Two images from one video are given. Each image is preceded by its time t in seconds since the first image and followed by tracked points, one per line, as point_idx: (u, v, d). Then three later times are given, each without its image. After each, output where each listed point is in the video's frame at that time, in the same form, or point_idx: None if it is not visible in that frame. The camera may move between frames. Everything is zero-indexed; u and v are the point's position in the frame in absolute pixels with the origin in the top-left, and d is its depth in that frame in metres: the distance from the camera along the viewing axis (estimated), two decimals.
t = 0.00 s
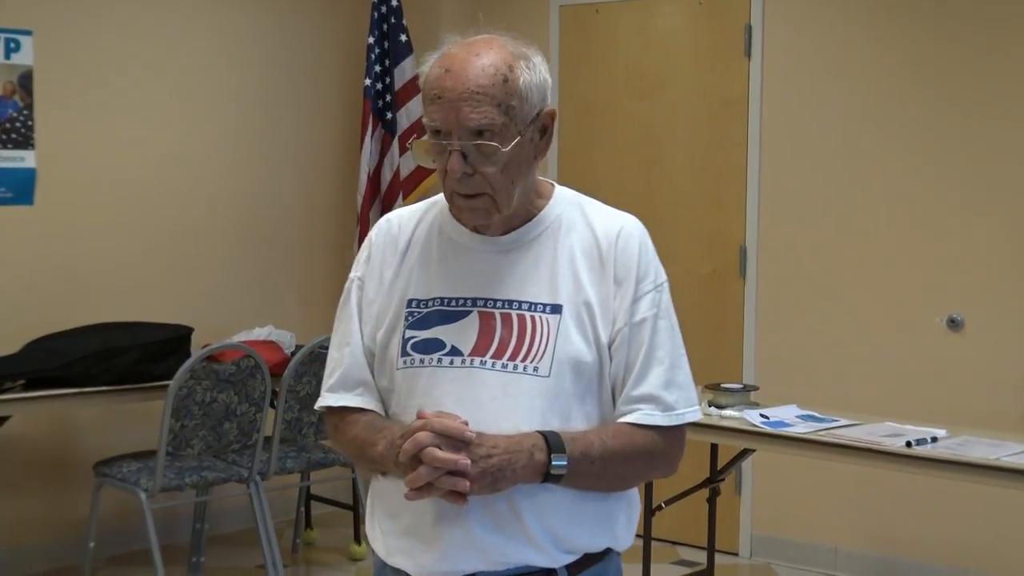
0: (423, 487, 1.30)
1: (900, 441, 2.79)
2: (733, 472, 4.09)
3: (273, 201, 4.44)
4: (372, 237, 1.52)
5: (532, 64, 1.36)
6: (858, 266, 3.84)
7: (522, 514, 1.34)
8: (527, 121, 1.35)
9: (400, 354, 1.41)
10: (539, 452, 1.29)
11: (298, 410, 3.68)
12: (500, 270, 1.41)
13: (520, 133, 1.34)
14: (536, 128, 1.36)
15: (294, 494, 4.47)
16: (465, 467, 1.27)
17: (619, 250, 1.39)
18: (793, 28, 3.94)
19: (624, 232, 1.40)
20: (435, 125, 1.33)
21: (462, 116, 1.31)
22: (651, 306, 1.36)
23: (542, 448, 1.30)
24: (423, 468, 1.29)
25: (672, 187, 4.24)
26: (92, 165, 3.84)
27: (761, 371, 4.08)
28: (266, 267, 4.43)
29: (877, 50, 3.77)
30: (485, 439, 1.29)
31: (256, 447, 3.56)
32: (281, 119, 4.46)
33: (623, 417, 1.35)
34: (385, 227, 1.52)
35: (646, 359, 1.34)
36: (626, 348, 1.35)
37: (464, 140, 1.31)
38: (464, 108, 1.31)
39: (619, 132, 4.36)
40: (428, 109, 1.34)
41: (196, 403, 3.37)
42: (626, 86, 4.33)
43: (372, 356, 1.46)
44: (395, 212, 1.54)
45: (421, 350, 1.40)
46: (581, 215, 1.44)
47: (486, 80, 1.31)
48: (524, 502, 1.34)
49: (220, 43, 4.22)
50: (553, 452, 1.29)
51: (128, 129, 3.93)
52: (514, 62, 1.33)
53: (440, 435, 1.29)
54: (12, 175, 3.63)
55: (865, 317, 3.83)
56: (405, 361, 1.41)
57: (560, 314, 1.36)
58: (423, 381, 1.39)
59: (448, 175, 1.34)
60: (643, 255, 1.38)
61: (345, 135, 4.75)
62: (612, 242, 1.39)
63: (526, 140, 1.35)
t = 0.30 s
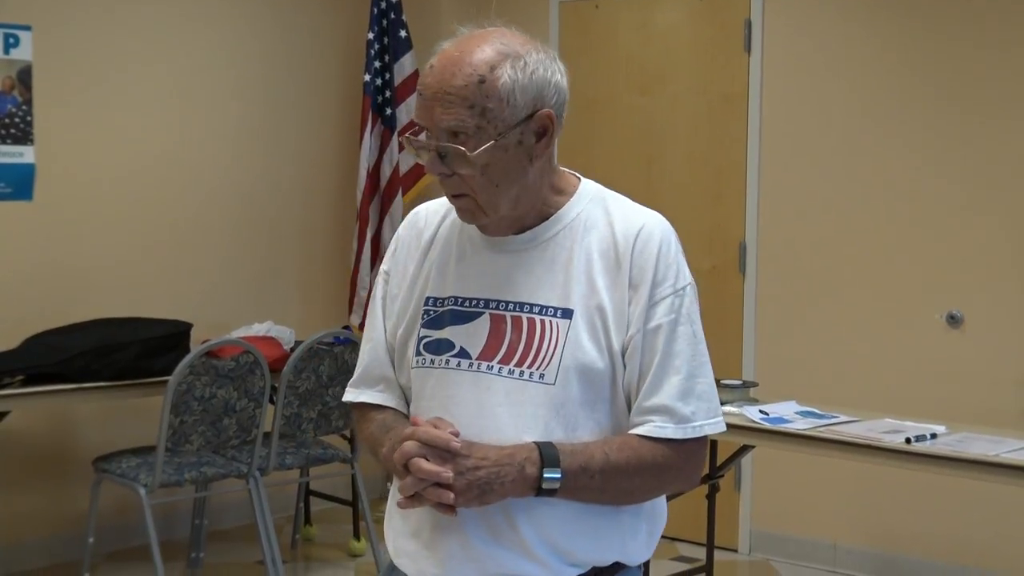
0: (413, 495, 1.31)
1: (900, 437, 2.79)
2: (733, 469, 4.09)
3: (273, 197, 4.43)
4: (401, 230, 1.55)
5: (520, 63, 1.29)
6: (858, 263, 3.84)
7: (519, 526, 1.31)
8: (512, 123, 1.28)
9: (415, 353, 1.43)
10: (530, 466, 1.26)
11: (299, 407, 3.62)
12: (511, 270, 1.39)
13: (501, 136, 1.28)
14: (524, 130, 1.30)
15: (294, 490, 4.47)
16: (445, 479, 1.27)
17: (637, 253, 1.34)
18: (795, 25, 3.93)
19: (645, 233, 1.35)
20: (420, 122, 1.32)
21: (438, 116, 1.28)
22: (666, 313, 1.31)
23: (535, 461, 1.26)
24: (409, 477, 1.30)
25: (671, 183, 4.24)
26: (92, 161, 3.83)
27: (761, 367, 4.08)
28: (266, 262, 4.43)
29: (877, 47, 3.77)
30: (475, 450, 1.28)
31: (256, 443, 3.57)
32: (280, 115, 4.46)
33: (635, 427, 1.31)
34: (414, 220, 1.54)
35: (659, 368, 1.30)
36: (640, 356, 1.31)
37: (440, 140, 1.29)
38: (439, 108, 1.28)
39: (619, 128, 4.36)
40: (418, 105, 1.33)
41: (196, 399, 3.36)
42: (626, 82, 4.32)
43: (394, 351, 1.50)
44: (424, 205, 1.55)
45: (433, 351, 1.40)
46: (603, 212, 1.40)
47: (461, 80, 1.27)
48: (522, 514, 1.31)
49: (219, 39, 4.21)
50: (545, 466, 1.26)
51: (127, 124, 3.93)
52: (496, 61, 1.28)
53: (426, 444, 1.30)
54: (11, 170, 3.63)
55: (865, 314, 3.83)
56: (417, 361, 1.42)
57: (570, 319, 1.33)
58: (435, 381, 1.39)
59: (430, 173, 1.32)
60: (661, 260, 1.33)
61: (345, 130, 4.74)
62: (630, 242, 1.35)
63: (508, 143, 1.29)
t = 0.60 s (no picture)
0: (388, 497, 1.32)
1: (900, 434, 2.79)
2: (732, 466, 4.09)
3: (273, 194, 4.43)
4: (398, 225, 1.55)
5: (491, 58, 1.26)
6: (859, 260, 3.83)
7: (497, 528, 1.30)
8: (483, 119, 1.26)
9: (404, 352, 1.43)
10: (501, 468, 1.25)
11: (298, 403, 3.63)
12: (495, 269, 1.37)
13: (473, 133, 1.26)
14: (498, 127, 1.27)
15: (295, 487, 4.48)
16: (411, 481, 1.28)
17: (620, 252, 1.31)
18: (796, 22, 3.93)
19: (629, 231, 1.32)
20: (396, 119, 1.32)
21: (409, 115, 1.28)
22: (649, 314, 1.28)
23: (507, 464, 1.25)
24: (383, 480, 1.32)
25: (672, 180, 4.24)
26: (93, 157, 3.83)
27: (761, 364, 4.08)
28: (267, 259, 4.43)
29: (879, 43, 3.76)
30: (447, 452, 1.28)
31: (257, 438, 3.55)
32: (281, 111, 4.46)
33: (617, 430, 1.28)
34: (410, 217, 1.54)
35: (640, 370, 1.27)
36: (623, 358, 1.28)
37: (412, 138, 1.29)
38: (410, 106, 1.28)
39: (620, 125, 4.36)
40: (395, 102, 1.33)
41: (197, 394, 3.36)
42: (627, 78, 4.32)
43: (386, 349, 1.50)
44: (422, 203, 1.55)
45: (419, 350, 1.40)
46: (592, 209, 1.37)
47: (430, 77, 1.26)
48: (499, 516, 1.30)
49: (220, 35, 4.21)
50: (519, 469, 1.24)
51: (128, 120, 3.93)
52: (466, 57, 1.26)
53: (395, 446, 1.31)
54: (12, 166, 3.63)
55: (865, 311, 3.83)
56: (405, 360, 1.42)
57: (552, 319, 1.31)
58: (420, 382, 1.39)
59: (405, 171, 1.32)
60: (644, 259, 1.30)
61: (346, 126, 4.74)
62: (613, 241, 1.32)
63: (480, 141, 1.27)
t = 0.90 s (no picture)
0: (360, 498, 1.29)
1: (900, 432, 2.79)
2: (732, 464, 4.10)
3: (272, 194, 4.43)
4: (331, 227, 1.51)
5: (478, 44, 1.30)
6: (857, 258, 3.84)
7: (466, 525, 1.30)
8: (481, 104, 1.30)
9: (352, 354, 1.40)
10: (474, 458, 1.25)
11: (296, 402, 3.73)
12: (451, 266, 1.37)
13: (475, 118, 1.29)
14: (489, 111, 1.31)
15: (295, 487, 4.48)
16: (393, 476, 1.25)
17: (579, 244, 1.34)
18: (793, 22, 3.93)
19: (587, 224, 1.35)
20: (388, 117, 1.28)
21: (415, 105, 1.26)
22: (612, 304, 1.31)
23: (479, 455, 1.26)
24: (358, 479, 1.28)
25: (671, 179, 4.24)
26: (91, 158, 3.83)
27: (760, 363, 4.08)
28: (266, 259, 4.43)
29: (877, 42, 3.76)
30: (420, 444, 1.27)
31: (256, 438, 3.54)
32: (280, 112, 4.46)
33: (580, 422, 1.31)
34: (347, 217, 1.51)
35: (603, 360, 1.30)
36: (585, 349, 1.31)
37: (416, 131, 1.26)
38: (414, 97, 1.26)
39: (619, 124, 4.36)
40: (376, 101, 1.29)
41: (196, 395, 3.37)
42: (626, 78, 4.32)
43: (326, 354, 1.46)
44: (359, 204, 1.51)
45: (372, 350, 1.38)
46: (544, 204, 1.40)
47: (432, 64, 1.26)
48: (467, 510, 1.30)
49: (219, 35, 4.21)
50: (491, 459, 1.25)
51: (126, 121, 3.93)
52: (459, 43, 1.28)
53: (372, 442, 1.28)
54: (11, 167, 3.63)
55: (864, 309, 3.83)
56: (356, 361, 1.40)
57: (514, 312, 1.32)
58: (373, 382, 1.37)
59: (406, 168, 1.28)
60: (605, 251, 1.33)
61: (345, 127, 4.75)
62: (572, 235, 1.34)
63: (480, 125, 1.30)
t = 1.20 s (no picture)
0: (329, 496, 1.27)
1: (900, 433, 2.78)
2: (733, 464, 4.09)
3: (273, 194, 4.43)
4: (284, 231, 1.50)
5: (408, 54, 1.27)
6: (858, 258, 3.83)
7: (439, 525, 1.30)
8: (403, 116, 1.26)
9: (311, 357, 1.39)
10: (447, 456, 1.25)
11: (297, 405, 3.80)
12: (409, 265, 1.36)
13: (393, 130, 1.26)
14: (417, 122, 1.28)
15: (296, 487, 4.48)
16: (365, 475, 1.23)
17: (539, 240, 1.35)
18: (793, 22, 3.93)
19: (546, 219, 1.36)
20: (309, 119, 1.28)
21: (326, 112, 1.25)
22: (574, 298, 1.32)
23: (453, 452, 1.25)
24: (328, 477, 1.26)
25: (673, 180, 4.23)
26: (92, 157, 3.84)
27: (762, 363, 4.08)
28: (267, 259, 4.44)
29: (878, 42, 3.76)
30: (395, 442, 1.25)
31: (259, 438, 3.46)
32: (283, 112, 4.46)
33: (546, 417, 1.31)
34: (299, 220, 1.50)
35: (567, 354, 1.31)
36: (548, 344, 1.32)
37: (329, 138, 1.26)
38: (327, 104, 1.25)
39: (620, 125, 4.35)
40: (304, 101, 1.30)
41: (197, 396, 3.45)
42: (627, 78, 4.32)
43: (281, 358, 1.44)
44: (311, 207, 1.50)
45: (332, 352, 1.37)
46: (500, 199, 1.40)
47: (349, 73, 1.24)
48: (438, 509, 1.30)
49: (220, 35, 4.22)
50: (465, 455, 1.25)
51: (127, 121, 3.93)
52: (383, 52, 1.25)
53: (346, 439, 1.26)
54: (12, 167, 3.64)
55: (865, 309, 3.82)
56: (315, 364, 1.38)
57: (476, 309, 1.32)
58: (334, 384, 1.36)
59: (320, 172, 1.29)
60: (565, 245, 1.34)
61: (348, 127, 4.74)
62: (531, 231, 1.35)
63: (401, 136, 1.27)
